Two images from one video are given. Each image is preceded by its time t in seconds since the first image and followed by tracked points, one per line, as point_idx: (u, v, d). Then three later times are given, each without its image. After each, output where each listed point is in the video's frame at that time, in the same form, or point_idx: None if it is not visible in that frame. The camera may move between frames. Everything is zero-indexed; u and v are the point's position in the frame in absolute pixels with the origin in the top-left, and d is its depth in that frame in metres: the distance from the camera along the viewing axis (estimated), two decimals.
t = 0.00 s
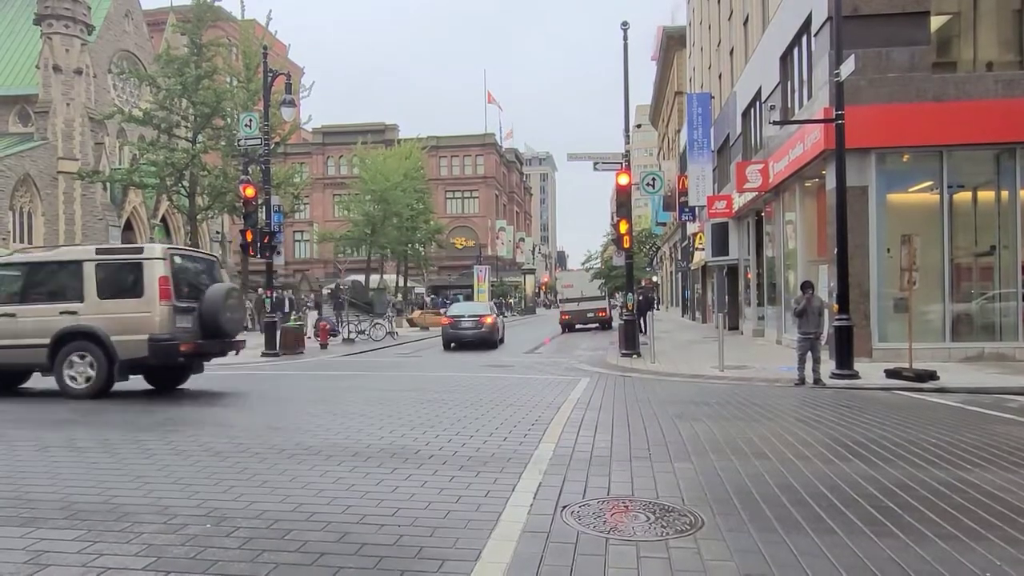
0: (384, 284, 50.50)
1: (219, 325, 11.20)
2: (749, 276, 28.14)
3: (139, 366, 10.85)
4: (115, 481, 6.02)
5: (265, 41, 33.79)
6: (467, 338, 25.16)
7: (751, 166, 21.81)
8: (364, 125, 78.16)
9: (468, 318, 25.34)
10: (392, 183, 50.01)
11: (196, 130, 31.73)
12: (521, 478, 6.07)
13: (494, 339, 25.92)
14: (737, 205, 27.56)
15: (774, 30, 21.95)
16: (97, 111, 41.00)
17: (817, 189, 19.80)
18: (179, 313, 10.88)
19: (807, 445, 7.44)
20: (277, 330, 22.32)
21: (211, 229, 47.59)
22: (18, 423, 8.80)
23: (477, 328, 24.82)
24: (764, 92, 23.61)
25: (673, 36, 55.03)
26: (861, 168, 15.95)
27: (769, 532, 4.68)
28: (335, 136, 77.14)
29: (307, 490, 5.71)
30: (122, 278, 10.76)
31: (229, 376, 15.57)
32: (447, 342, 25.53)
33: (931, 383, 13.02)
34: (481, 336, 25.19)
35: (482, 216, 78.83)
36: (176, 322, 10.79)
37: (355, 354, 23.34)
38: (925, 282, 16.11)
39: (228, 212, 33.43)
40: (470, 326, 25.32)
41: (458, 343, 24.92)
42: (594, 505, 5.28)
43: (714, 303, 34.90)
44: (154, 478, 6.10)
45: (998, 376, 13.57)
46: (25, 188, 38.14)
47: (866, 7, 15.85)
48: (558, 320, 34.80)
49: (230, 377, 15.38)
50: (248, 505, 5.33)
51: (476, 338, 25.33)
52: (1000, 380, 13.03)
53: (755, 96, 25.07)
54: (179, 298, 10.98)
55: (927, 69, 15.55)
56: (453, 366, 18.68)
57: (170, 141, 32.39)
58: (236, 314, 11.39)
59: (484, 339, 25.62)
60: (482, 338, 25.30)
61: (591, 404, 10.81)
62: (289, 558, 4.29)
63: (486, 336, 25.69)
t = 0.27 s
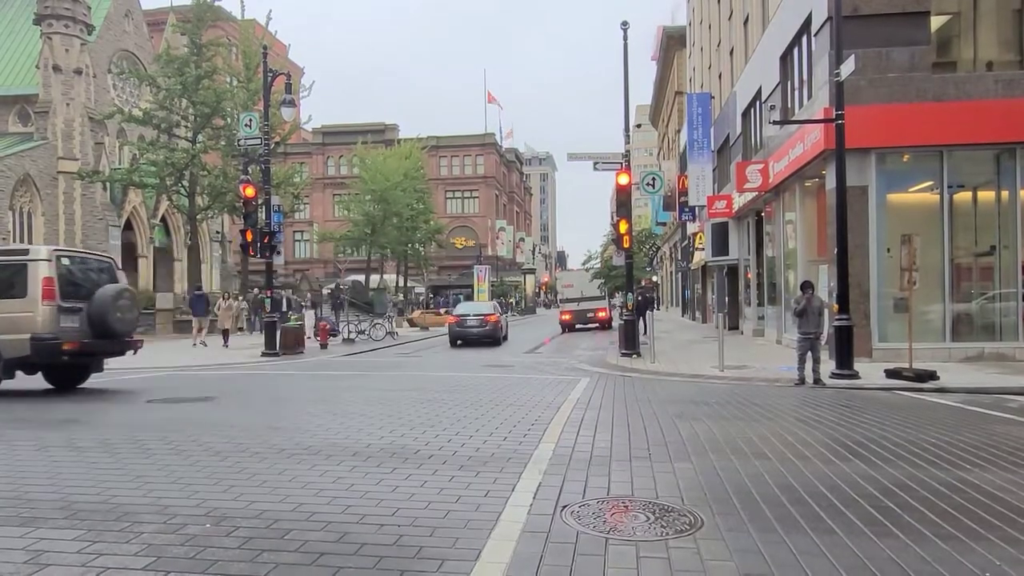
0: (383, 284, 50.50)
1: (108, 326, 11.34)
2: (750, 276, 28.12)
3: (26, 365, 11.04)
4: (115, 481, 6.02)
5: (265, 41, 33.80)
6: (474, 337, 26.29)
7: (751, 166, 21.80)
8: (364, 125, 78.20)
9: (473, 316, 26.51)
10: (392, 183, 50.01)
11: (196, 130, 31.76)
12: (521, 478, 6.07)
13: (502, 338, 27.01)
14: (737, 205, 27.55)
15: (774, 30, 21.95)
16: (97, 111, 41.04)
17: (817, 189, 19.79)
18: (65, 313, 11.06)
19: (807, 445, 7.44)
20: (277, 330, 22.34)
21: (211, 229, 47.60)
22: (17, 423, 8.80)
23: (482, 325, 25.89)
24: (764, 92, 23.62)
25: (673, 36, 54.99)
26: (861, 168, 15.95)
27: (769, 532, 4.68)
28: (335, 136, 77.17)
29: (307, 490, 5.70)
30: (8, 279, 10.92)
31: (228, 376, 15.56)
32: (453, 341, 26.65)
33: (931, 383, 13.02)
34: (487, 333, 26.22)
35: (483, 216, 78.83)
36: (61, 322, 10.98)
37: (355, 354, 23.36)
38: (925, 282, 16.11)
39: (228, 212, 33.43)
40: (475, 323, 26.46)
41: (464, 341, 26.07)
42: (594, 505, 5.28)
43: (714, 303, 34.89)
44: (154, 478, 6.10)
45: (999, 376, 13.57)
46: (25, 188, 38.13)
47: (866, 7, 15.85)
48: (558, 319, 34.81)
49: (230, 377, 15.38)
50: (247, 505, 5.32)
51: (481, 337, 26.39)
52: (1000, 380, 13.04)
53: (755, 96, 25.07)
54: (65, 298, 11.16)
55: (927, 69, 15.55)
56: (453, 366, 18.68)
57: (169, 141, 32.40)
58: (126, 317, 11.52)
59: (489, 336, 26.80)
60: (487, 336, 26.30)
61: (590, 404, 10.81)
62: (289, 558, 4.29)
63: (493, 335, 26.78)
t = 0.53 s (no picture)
0: (383, 284, 50.46)
1: (4, 328, 12.29)
2: (749, 275, 28.09)
3: None
4: (114, 481, 6.01)
5: (264, 41, 33.79)
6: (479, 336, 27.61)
7: (751, 165, 21.81)
8: (363, 125, 78.19)
9: (478, 314, 27.73)
10: (391, 183, 49.98)
11: (196, 130, 31.78)
12: (521, 478, 6.06)
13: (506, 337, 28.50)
14: (736, 205, 27.54)
15: (774, 29, 21.95)
16: (96, 111, 41.05)
17: (817, 189, 19.79)
18: None
19: (807, 445, 7.44)
20: (276, 330, 22.37)
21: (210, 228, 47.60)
22: (17, 423, 8.80)
23: (486, 322, 26.95)
24: (764, 92, 23.60)
25: (673, 36, 54.92)
26: (861, 168, 15.95)
27: (769, 532, 4.68)
28: (335, 136, 77.15)
29: (306, 491, 5.69)
30: None
31: (228, 376, 15.54)
32: (459, 338, 27.72)
33: (931, 382, 13.03)
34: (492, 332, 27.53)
35: (482, 216, 78.82)
36: None
37: (354, 353, 23.34)
38: (925, 282, 16.11)
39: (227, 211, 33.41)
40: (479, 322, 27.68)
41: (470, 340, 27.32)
42: (594, 504, 5.28)
43: (714, 303, 34.87)
44: (154, 478, 6.10)
45: (998, 376, 13.57)
46: (24, 187, 38.06)
47: (866, 7, 15.85)
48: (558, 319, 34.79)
49: (230, 377, 15.37)
50: (247, 506, 5.32)
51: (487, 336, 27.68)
52: (999, 380, 13.05)
53: (756, 95, 25.04)
54: None
55: (926, 69, 15.56)
56: (453, 366, 18.69)
57: (169, 141, 32.36)
58: (21, 318, 12.45)
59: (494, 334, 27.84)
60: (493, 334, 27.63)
61: (590, 404, 10.80)
62: (289, 558, 4.28)
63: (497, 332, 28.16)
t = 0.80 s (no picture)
0: (383, 283, 50.47)
1: None
2: (749, 275, 28.10)
3: None
4: (114, 481, 6.01)
5: (264, 40, 33.77)
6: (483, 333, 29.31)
7: (751, 165, 21.82)
8: (363, 125, 78.21)
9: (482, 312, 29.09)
10: (391, 183, 49.98)
11: (195, 129, 31.79)
12: (521, 477, 6.06)
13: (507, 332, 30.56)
14: (736, 205, 27.53)
15: (773, 29, 21.95)
16: (96, 111, 41.05)
17: (816, 189, 19.80)
18: None
19: (807, 445, 7.44)
20: (276, 330, 22.40)
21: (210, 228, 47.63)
22: (17, 423, 8.80)
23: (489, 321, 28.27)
24: (764, 91, 23.58)
25: (673, 35, 54.88)
26: (861, 168, 15.96)
27: (768, 532, 4.68)
28: (334, 135, 77.15)
29: (306, 490, 5.69)
30: None
31: (228, 375, 15.53)
32: (465, 335, 29.15)
33: (930, 382, 13.03)
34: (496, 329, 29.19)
35: (482, 216, 78.83)
36: None
37: (354, 353, 23.33)
38: (925, 282, 16.11)
39: (227, 211, 33.43)
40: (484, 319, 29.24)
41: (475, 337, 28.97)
42: (594, 504, 5.28)
43: (714, 302, 34.87)
44: (153, 478, 6.10)
45: (998, 376, 13.57)
46: (24, 187, 38.06)
47: (866, 7, 15.84)
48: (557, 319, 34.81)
49: (229, 377, 15.37)
50: (246, 505, 5.32)
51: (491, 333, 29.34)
52: (998, 379, 13.06)
53: (755, 95, 25.04)
54: None
55: (926, 69, 15.55)
56: (452, 366, 18.71)
57: (168, 140, 32.37)
58: None
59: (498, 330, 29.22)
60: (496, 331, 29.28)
61: (590, 404, 10.79)
62: (288, 558, 4.28)
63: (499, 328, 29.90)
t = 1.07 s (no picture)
0: (382, 283, 50.46)
1: None
2: (749, 275, 28.10)
3: None
4: (113, 481, 5.99)
5: (263, 40, 33.76)
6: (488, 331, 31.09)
7: (751, 165, 21.82)
8: (363, 124, 78.20)
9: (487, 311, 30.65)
10: (391, 182, 49.99)
11: (195, 129, 31.80)
12: (522, 477, 6.06)
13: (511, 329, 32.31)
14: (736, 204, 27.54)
15: (773, 29, 21.94)
16: (96, 110, 41.07)
17: (816, 189, 19.81)
18: None
19: (807, 444, 7.44)
20: (276, 329, 22.42)
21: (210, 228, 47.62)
22: (17, 422, 8.79)
23: (494, 321, 29.74)
24: (764, 90, 23.57)
25: (672, 35, 54.84)
26: (861, 167, 15.96)
27: (769, 531, 4.68)
28: (334, 135, 77.14)
29: (306, 490, 5.69)
30: None
31: (229, 376, 15.54)
32: (470, 333, 30.66)
33: (930, 382, 13.03)
34: (499, 327, 30.91)
35: (482, 215, 78.83)
36: None
37: (354, 353, 23.34)
38: (925, 281, 16.11)
39: (227, 211, 33.43)
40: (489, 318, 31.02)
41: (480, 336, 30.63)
42: (594, 504, 5.28)
43: (714, 302, 34.87)
44: (154, 478, 6.10)
45: (997, 375, 13.57)
46: (23, 187, 38.05)
47: (866, 6, 15.84)
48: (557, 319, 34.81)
49: (229, 377, 15.35)
50: (246, 504, 5.32)
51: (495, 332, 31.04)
52: (998, 379, 13.06)
53: (755, 94, 25.02)
54: None
55: (926, 68, 15.55)
56: (452, 365, 18.72)
57: (168, 140, 32.38)
58: None
59: (502, 328, 30.72)
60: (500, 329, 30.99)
61: (590, 403, 10.79)
62: (289, 558, 4.28)
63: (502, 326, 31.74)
